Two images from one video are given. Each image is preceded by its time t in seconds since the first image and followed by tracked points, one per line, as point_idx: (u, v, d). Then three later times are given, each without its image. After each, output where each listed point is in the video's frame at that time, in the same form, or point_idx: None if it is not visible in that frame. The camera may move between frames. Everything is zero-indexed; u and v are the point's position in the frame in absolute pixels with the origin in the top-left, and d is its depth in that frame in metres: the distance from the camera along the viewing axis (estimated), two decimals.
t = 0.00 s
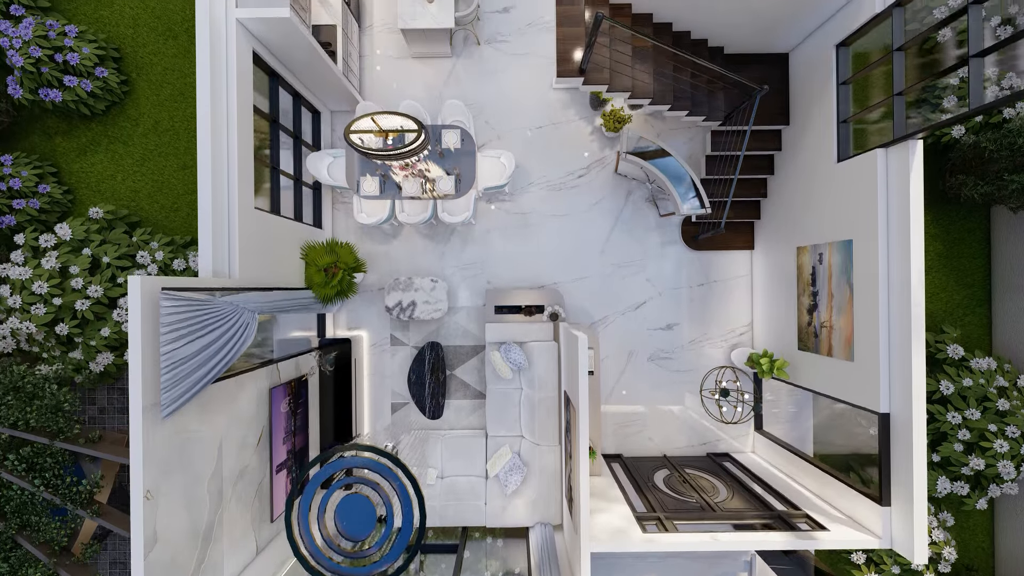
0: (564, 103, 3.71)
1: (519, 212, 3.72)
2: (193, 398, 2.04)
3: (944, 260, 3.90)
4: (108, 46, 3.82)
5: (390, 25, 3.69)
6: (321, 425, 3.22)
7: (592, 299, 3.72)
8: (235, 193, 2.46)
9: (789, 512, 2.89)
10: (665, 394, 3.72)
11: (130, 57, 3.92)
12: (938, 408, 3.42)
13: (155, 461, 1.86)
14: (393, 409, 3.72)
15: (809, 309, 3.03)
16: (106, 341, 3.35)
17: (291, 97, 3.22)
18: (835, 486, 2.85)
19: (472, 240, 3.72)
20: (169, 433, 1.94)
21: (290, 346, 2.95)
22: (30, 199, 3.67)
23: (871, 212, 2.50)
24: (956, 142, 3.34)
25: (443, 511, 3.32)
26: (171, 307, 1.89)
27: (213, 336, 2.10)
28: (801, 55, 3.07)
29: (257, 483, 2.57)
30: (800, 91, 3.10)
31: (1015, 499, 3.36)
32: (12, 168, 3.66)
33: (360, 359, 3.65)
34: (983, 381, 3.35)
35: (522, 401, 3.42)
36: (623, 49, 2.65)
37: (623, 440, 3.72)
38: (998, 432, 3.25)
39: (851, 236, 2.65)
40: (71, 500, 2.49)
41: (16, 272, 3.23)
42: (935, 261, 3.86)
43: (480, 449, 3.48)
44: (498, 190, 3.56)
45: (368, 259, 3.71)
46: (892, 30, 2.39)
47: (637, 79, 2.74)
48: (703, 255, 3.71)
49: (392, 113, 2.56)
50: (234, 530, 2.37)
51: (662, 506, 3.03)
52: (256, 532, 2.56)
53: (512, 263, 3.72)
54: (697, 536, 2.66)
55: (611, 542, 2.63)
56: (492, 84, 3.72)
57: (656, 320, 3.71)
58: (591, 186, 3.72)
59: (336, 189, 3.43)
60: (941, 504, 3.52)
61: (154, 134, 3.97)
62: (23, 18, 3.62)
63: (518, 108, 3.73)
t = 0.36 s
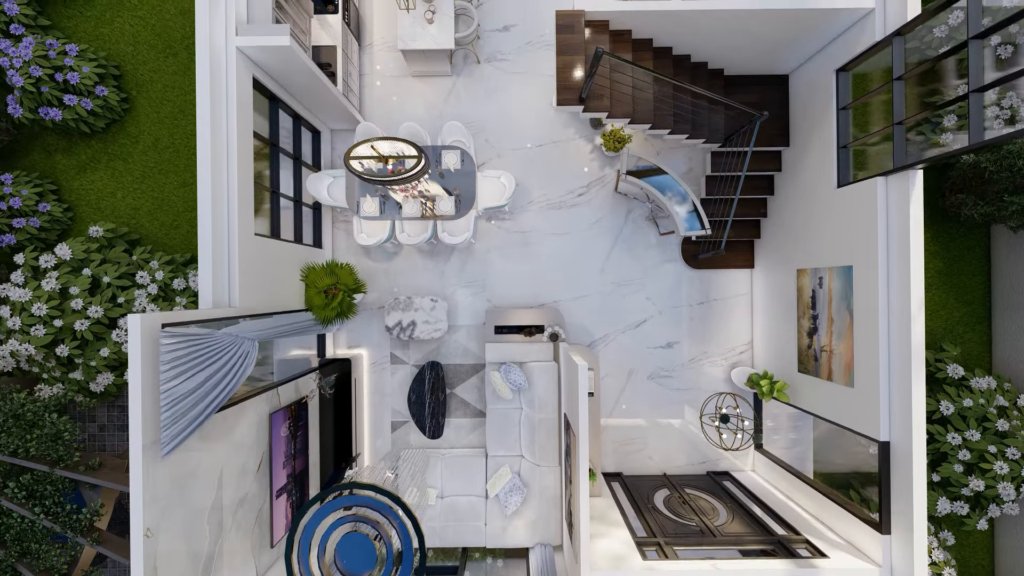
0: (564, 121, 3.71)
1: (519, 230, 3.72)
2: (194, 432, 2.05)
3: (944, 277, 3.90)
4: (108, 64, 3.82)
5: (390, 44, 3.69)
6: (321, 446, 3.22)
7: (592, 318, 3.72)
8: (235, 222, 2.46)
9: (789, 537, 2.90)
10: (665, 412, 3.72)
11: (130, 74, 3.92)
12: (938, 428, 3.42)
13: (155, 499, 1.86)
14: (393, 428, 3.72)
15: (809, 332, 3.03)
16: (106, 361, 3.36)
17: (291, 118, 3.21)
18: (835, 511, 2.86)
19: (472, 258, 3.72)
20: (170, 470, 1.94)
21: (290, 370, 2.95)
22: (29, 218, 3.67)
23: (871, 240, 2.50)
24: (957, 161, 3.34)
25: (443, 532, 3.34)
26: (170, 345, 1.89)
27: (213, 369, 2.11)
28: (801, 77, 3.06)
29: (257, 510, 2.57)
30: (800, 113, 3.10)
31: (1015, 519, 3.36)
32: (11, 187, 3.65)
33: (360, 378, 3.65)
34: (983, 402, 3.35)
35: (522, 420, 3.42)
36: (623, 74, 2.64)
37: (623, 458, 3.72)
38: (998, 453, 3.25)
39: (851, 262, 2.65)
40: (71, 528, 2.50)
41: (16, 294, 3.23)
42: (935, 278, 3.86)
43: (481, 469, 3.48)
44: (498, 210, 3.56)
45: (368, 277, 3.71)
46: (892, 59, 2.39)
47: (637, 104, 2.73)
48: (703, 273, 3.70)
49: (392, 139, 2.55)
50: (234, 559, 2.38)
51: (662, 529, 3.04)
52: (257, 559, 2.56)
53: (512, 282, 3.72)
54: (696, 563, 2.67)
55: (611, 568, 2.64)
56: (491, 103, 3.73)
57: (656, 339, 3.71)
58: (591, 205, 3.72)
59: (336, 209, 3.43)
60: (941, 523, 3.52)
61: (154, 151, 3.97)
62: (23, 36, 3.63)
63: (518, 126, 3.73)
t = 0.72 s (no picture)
0: (564, 140, 3.71)
1: (519, 248, 3.71)
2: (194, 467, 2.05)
3: (944, 294, 3.90)
4: (108, 82, 3.82)
5: (390, 63, 3.70)
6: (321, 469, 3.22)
7: (592, 336, 3.72)
8: (235, 249, 2.46)
9: (788, 562, 2.96)
10: (665, 431, 3.72)
11: (130, 92, 3.93)
12: (938, 449, 3.42)
13: (155, 537, 1.86)
14: (393, 446, 3.72)
15: (809, 354, 3.03)
16: (106, 382, 3.36)
17: (291, 140, 3.21)
18: (837, 537, 2.84)
19: (472, 277, 3.71)
20: (170, 505, 1.94)
21: (291, 393, 2.95)
22: (29, 236, 3.68)
23: (871, 268, 2.50)
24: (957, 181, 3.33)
25: (443, 553, 3.37)
26: (171, 383, 1.90)
27: (212, 403, 2.11)
28: (801, 99, 3.06)
29: (257, 536, 2.57)
30: (800, 135, 3.10)
31: (1016, 539, 3.36)
32: (11, 206, 3.66)
33: (360, 397, 3.65)
34: (983, 422, 3.35)
35: (522, 440, 3.42)
36: (623, 100, 2.63)
37: (623, 476, 3.72)
38: (998, 474, 3.25)
39: (851, 289, 2.65)
40: (71, 556, 2.47)
41: (16, 316, 3.24)
42: (935, 296, 3.86)
43: (480, 488, 3.48)
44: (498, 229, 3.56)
45: (368, 296, 3.71)
46: (892, 87, 2.39)
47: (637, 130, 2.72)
48: (703, 292, 3.70)
49: (388, 163, 2.50)
50: None
51: (662, 553, 3.06)
52: None
53: (512, 300, 3.72)
54: None
55: None
56: (491, 121, 3.73)
57: (656, 357, 3.71)
58: (591, 223, 3.72)
59: (336, 229, 3.43)
60: (941, 542, 3.52)
61: (154, 169, 3.97)
62: (23, 55, 3.64)
63: (518, 144, 3.73)
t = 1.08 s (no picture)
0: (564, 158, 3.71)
1: (519, 267, 3.72)
2: (194, 501, 2.05)
3: (944, 311, 3.90)
4: (108, 100, 3.83)
5: (390, 82, 3.71)
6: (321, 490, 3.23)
7: (592, 355, 3.72)
8: (235, 277, 2.46)
9: None
10: (664, 450, 3.72)
11: (130, 109, 3.93)
12: (938, 469, 3.43)
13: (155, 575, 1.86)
14: (393, 464, 3.72)
15: (809, 377, 3.03)
16: (106, 402, 3.36)
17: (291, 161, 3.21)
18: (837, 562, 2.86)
19: (472, 295, 3.72)
20: (170, 541, 1.95)
21: (291, 416, 2.95)
22: (29, 255, 3.68)
23: (871, 295, 2.50)
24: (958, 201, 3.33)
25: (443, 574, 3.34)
26: (171, 419, 1.90)
27: (212, 436, 2.11)
28: (801, 121, 3.06)
29: (257, 563, 2.57)
30: (800, 157, 3.10)
31: (1016, 560, 3.35)
32: (11, 225, 3.66)
33: (360, 417, 3.65)
34: (983, 442, 3.35)
35: (522, 460, 3.42)
36: (624, 128, 2.62)
37: (623, 495, 3.72)
38: (998, 495, 3.24)
39: (851, 315, 2.65)
40: None
41: (16, 337, 3.25)
42: (935, 313, 3.86)
43: (480, 508, 3.48)
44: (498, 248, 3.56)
45: (368, 315, 3.71)
46: (893, 115, 2.38)
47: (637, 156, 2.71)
48: (703, 311, 3.71)
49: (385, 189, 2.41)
50: None
51: None
52: None
53: (512, 319, 3.72)
54: None
55: None
56: (491, 140, 3.73)
57: (656, 376, 3.72)
58: (591, 242, 3.72)
59: (336, 248, 3.43)
60: (941, 562, 3.51)
61: (154, 186, 3.97)
62: (23, 74, 3.65)
63: (518, 163, 3.73)
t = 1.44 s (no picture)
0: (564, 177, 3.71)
1: (519, 285, 3.72)
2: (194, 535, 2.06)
3: (943, 328, 3.90)
4: (108, 117, 3.82)
5: (390, 100, 3.71)
6: (321, 511, 3.23)
7: (592, 373, 3.72)
8: (235, 305, 2.46)
9: None
10: (665, 468, 3.72)
11: (130, 126, 3.93)
12: (938, 489, 3.42)
13: None
14: (393, 483, 3.71)
15: (809, 400, 3.03)
16: (106, 422, 3.36)
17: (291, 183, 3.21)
18: None
19: (472, 313, 3.72)
20: None
21: (291, 440, 2.96)
22: (29, 273, 3.69)
23: (871, 323, 2.50)
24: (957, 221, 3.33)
25: None
26: (171, 455, 1.91)
27: (211, 470, 2.12)
28: (801, 143, 3.06)
29: None
30: (800, 179, 3.09)
31: None
32: (11, 243, 3.65)
33: (360, 436, 3.65)
34: (982, 463, 3.35)
35: (522, 480, 3.41)
36: (625, 153, 2.61)
37: (623, 513, 3.72)
38: (999, 517, 3.24)
39: (851, 341, 2.65)
40: None
41: (16, 359, 3.25)
42: (935, 330, 3.86)
43: (480, 527, 3.47)
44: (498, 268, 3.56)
45: (368, 333, 3.71)
46: (893, 145, 2.38)
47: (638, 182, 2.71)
48: (703, 329, 3.71)
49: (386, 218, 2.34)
50: None
51: None
52: None
53: (512, 337, 3.72)
54: None
55: None
56: (491, 158, 3.73)
57: (656, 395, 3.72)
58: (591, 261, 3.72)
59: (337, 268, 3.43)
60: None
61: (154, 203, 3.97)
62: (23, 93, 3.65)
63: (518, 181, 3.73)
